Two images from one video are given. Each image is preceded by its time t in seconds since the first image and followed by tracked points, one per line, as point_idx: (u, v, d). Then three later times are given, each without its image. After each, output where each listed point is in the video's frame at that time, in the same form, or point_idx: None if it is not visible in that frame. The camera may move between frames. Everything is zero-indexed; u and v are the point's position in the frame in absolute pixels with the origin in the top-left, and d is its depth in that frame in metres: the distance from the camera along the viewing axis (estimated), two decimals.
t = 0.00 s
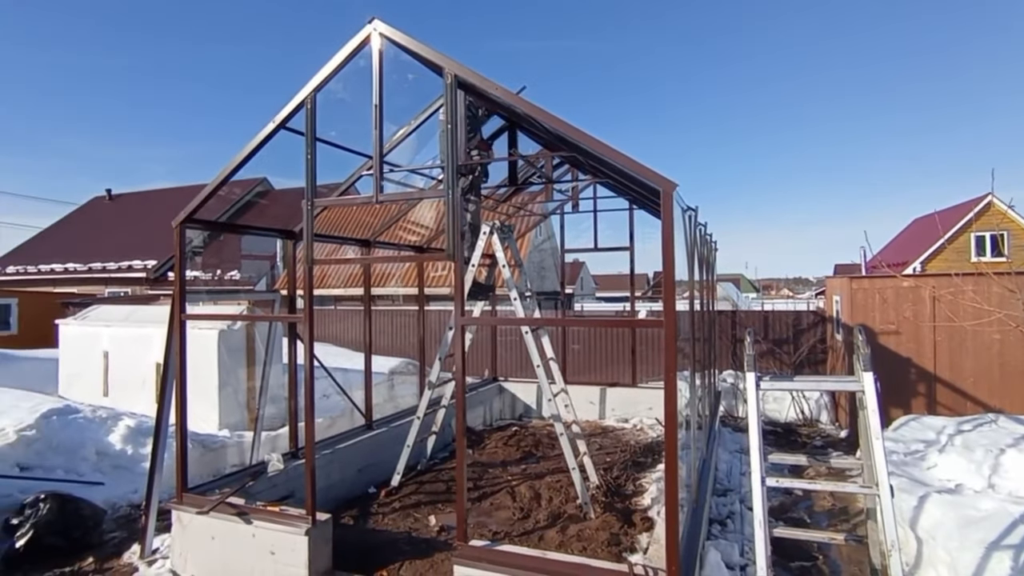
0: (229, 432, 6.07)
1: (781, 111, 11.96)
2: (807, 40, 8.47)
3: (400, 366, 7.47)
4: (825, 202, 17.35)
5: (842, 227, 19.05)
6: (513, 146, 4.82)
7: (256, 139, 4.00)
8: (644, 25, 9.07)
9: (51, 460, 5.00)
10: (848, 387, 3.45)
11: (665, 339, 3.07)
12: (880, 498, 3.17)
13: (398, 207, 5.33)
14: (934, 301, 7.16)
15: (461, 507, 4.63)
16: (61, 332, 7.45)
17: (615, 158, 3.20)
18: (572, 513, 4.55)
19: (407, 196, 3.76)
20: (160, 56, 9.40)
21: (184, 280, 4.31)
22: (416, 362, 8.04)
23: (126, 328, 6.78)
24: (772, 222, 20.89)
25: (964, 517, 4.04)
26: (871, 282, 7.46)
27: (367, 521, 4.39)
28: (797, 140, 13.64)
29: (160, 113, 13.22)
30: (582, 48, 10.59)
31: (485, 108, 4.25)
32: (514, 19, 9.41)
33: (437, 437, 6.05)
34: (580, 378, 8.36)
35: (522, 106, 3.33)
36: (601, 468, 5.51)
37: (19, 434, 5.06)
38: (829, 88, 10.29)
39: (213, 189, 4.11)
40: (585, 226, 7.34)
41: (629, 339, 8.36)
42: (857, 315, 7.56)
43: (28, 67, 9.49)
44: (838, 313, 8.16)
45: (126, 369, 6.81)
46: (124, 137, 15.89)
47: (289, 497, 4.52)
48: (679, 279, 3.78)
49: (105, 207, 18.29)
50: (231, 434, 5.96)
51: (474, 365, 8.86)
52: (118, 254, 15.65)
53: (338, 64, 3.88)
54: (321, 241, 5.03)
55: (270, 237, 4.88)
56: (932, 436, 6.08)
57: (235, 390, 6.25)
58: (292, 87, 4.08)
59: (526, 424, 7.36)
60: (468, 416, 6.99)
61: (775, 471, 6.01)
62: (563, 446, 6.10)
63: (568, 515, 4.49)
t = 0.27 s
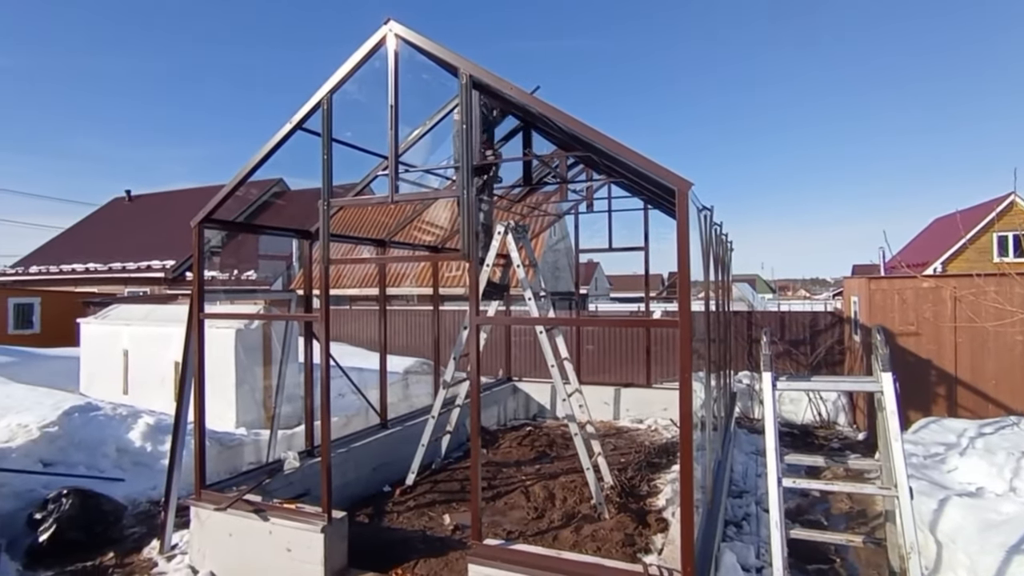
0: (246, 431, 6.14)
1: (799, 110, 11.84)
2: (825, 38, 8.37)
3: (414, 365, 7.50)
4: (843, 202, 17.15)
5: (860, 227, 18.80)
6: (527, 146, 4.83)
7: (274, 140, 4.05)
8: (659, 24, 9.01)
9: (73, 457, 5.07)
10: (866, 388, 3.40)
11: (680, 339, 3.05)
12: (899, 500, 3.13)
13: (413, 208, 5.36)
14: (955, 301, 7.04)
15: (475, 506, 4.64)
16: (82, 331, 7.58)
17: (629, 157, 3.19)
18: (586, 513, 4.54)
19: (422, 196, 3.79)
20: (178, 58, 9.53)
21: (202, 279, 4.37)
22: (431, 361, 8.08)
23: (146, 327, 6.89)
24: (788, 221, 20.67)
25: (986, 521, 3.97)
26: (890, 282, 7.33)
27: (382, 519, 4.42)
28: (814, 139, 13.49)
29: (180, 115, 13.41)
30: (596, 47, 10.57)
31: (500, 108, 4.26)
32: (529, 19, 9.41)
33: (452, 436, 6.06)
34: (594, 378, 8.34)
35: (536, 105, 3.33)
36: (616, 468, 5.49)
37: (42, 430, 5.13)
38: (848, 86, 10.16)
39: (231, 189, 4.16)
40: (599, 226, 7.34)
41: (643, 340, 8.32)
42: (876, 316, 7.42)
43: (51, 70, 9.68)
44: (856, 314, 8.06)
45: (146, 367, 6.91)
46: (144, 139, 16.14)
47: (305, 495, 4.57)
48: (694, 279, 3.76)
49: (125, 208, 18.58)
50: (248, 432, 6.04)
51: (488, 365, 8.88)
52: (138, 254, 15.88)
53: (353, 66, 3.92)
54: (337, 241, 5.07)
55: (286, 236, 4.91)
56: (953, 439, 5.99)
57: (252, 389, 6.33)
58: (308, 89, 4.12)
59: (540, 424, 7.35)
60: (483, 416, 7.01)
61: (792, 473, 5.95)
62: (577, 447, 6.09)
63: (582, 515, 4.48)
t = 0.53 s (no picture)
0: (260, 430, 6.20)
1: (815, 110, 11.69)
2: (841, 38, 8.27)
3: (427, 365, 7.52)
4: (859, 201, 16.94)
5: (876, 227, 18.57)
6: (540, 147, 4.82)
7: (289, 141, 4.07)
8: (673, 23, 8.96)
9: (90, 454, 5.12)
10: (886, 390, 3.35)
11: (695, 341, 3.02)
12: (920, 504, 3.08)
13: (425, 208, 5.38)
14: (975, 302, 6.92)
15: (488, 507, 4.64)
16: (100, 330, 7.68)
17: (644, 157, 3.17)
18: (599, 514, 4.52)
19: (436, 196, 3.79)
20: (194, 60, 9.62)
21: (218, 280, 4.41)
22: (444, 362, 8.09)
23: (162, 327, 6.97)
24: (803, 221, 20.45)
25: (1008, 525, 3.89)
26: (907, 283, 7.30)
27: (395, 519, 4.43)
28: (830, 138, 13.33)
29: (195, 116, 13.55)
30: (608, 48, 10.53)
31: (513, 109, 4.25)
32: (541, 20, 9.40)
33: (464, 437, 6.07)
34: (607, 379, 8.31)
35: (549, 106, 3.32)
36: (629, 470, 5.47)
37: (61, 429, 5.19)
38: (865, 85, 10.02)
39: (246, 190, 4.20)
40: (613, 226, 7.30)
41: (657, 340, 8.28)
42: (894, 317, 7.39)
43: (69, 73, 9.82)
44: (873, 315, 7.96)
45: (162, 366, 6.99)
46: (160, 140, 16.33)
47: (319, 494, 4.59)
48: (709, 281, 3.73)
49: (141, 209, 18.81)
50: (262, 431, 6.10)
51: (501, 366, 8.88)
52: (154, 255, 16.08)
53: (367, 67, 3.93)
54: (350, 242, 5.10)
55: (300, 237, 4.93)
56: (973, 442, 5.89)
57: (266, 389, 6.40)
58: (323, 91, 4.14)
59: (553, 425, 7.33)
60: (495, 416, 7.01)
61: (807, 476, 5.88)
62: (590, 448, 6.07)
63: (595, 517, 4.46)
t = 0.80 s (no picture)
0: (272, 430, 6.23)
1: (826, 110, 11.58)
2: (854, 36, 8.18)
3: (437, 366, 7.52)
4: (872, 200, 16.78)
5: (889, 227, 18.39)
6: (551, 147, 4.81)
7: (300, 142, 4.08)
8: (684, 22, 8.90)
9: (104, 454, 5.16)
10: (903, 392, 3.31)
11: (708, 343, 2.99)
12: (938, 507, 3.05)
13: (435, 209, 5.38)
14: (990, 303, 6.83)
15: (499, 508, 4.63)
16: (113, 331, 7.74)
17: (657, 157, 3.14)
18: (611, 516, 4.50)
19: (447, 197, 3.78)
20: (206, 62, 9.69)
21: (230, 281, 4.43)
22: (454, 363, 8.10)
23: (175, 327, 7.02)
24: (814, 221, 20.29)
25: None
26: (921, 283, 7.21)
27: (406, 520, 4.43)
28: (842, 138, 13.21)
29: (207, 117, 13.65)
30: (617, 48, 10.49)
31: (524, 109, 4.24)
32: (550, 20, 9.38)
33: (475, 437, 6.06)
34: (618, 380, 8.29)
35: (561, 106, 3.30)
36: (641, 471, 5.43)
37: (75, 429, 5.24)
38: (879, 83, 9.92)
39: (258, 191, 4.21)
40: (623, 227, 7.30)
41: (668, 341, 8.24)
42: (907, 318, 7.31)
43: (83, 76, 9.91)
44: (886, 316, 7.87)
45: (175, 367, 7.04)
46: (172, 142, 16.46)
47: (330, 494, 4.60)
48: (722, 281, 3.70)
49: (154, 211, 18.97)
50: (273, 432, 6.13)
51: (511, 366, 8.87)
52: (166, 256, 16.21)
53: (378, 68, 3.94)
54: (362, 243, 5.10)
55: (312, 238, 4.93)
56: (990, 444, 5.81)
57: (278, 390, 6.43)
58: (333, 92, 4.14)
59: (564, 426, 7.31)
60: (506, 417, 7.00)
61: (821, 478, 5.82)
62: (601, 449, 6.04)
63: (607, 518, 4.44)
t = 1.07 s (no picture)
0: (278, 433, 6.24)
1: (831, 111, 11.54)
2: (859, 37, 8.15)
3: (443, 369, 7.52)
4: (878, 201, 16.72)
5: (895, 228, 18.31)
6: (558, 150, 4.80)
7: (306, 145, 4.09)
8: (688, 24, 8.89)
9: (110, 458, 5.17)
10: (912, 396, 3.28)
11: (716, 345, 2.97)
12: (949, 511, 3.01)
13: (441, 212, 5.38)
14: (997, 306, 6.78)
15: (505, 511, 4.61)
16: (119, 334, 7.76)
17: (664, 159, 3.12)
18: (618, 519, 4.48)
19: (453, 200, 3.78)
20: (212, 65, 9.72)
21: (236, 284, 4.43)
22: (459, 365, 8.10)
23: (180, 330, 7.04)
24: (820, 222, 20.22)
25: None
26: (928, 285, 7.15)
27: (412, 523, 4.42)
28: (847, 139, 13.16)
29: (213, 120, 13.71)
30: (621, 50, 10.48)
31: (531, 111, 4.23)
32: (554, 22, 9.39)
33: (482, 441, 6.04)
34: (624, 382, 8.26)
35: (566, 107, 3.29)
36: (647, 474, 5.41)
37: (81, 432, 5.25)
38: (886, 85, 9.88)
39: (264, 195, 4.22)
40: (630, 229, 7.34)
41: (674, 344, 8.22)
42: (914, 320, 7.23)
43: (89, 79, 9.97)
44: (893, 318, 7.83)
45: (181, 370, 7.06)
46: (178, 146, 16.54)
47: (336, 498, 4.59)
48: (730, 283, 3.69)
49: (159, 214, 19.04)
50: (279, 435, 6.14)
51: (517, 369, 8.86)
52: (171, 260, 16.27)
53: (384, 70, 3.93)
54: (368, 246, 5.11)
55: (319, 241, 4.94)
56: (996, 447, 5.75)
57: (284, 393, 6.44)
58: (339, 95, 4.15)
59: (570, 428, 7.29)
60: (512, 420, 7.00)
61: (827, 480, 5.78)
62: (608, 452, 6.02)
63: (614, 522, 4.42)
